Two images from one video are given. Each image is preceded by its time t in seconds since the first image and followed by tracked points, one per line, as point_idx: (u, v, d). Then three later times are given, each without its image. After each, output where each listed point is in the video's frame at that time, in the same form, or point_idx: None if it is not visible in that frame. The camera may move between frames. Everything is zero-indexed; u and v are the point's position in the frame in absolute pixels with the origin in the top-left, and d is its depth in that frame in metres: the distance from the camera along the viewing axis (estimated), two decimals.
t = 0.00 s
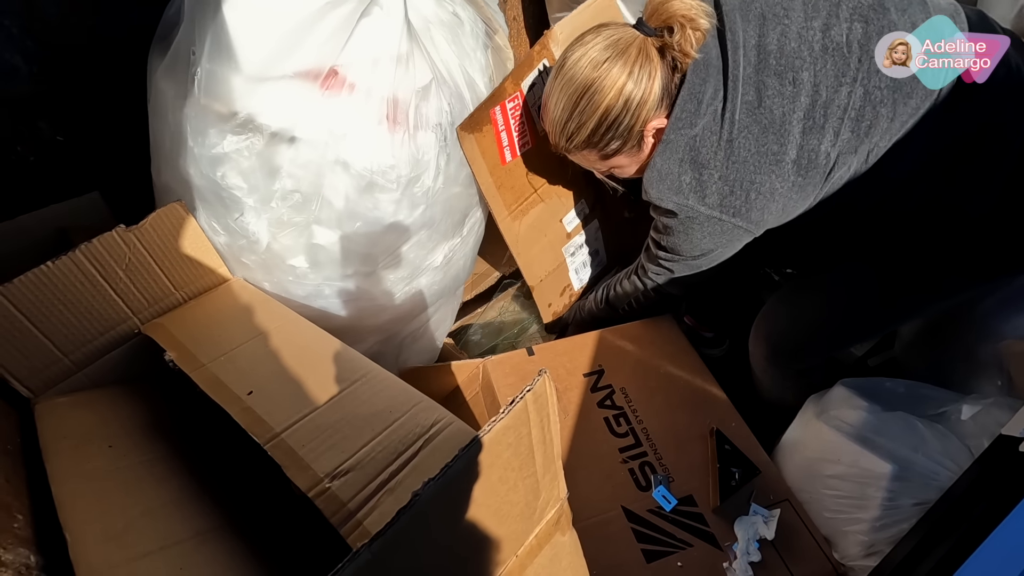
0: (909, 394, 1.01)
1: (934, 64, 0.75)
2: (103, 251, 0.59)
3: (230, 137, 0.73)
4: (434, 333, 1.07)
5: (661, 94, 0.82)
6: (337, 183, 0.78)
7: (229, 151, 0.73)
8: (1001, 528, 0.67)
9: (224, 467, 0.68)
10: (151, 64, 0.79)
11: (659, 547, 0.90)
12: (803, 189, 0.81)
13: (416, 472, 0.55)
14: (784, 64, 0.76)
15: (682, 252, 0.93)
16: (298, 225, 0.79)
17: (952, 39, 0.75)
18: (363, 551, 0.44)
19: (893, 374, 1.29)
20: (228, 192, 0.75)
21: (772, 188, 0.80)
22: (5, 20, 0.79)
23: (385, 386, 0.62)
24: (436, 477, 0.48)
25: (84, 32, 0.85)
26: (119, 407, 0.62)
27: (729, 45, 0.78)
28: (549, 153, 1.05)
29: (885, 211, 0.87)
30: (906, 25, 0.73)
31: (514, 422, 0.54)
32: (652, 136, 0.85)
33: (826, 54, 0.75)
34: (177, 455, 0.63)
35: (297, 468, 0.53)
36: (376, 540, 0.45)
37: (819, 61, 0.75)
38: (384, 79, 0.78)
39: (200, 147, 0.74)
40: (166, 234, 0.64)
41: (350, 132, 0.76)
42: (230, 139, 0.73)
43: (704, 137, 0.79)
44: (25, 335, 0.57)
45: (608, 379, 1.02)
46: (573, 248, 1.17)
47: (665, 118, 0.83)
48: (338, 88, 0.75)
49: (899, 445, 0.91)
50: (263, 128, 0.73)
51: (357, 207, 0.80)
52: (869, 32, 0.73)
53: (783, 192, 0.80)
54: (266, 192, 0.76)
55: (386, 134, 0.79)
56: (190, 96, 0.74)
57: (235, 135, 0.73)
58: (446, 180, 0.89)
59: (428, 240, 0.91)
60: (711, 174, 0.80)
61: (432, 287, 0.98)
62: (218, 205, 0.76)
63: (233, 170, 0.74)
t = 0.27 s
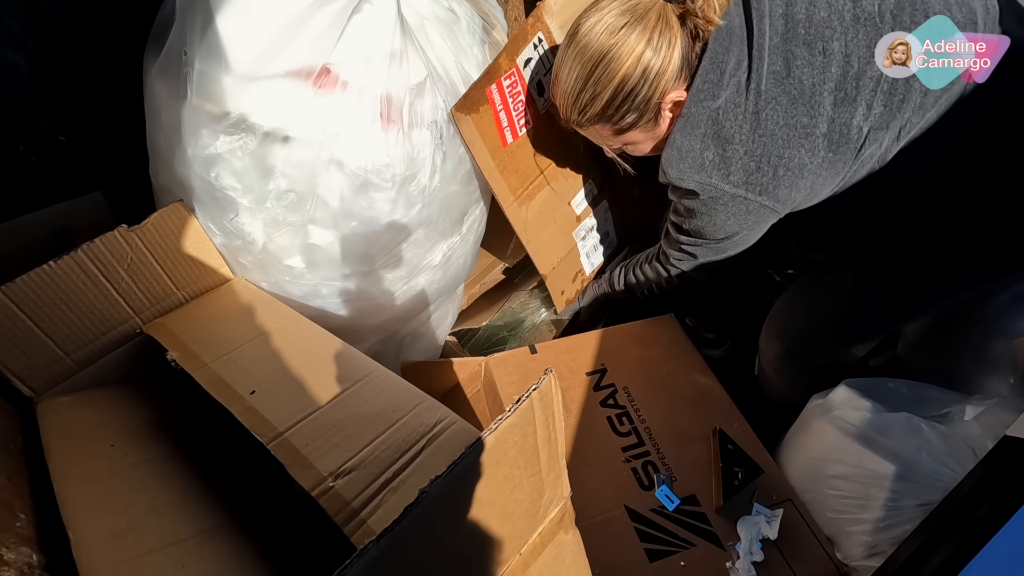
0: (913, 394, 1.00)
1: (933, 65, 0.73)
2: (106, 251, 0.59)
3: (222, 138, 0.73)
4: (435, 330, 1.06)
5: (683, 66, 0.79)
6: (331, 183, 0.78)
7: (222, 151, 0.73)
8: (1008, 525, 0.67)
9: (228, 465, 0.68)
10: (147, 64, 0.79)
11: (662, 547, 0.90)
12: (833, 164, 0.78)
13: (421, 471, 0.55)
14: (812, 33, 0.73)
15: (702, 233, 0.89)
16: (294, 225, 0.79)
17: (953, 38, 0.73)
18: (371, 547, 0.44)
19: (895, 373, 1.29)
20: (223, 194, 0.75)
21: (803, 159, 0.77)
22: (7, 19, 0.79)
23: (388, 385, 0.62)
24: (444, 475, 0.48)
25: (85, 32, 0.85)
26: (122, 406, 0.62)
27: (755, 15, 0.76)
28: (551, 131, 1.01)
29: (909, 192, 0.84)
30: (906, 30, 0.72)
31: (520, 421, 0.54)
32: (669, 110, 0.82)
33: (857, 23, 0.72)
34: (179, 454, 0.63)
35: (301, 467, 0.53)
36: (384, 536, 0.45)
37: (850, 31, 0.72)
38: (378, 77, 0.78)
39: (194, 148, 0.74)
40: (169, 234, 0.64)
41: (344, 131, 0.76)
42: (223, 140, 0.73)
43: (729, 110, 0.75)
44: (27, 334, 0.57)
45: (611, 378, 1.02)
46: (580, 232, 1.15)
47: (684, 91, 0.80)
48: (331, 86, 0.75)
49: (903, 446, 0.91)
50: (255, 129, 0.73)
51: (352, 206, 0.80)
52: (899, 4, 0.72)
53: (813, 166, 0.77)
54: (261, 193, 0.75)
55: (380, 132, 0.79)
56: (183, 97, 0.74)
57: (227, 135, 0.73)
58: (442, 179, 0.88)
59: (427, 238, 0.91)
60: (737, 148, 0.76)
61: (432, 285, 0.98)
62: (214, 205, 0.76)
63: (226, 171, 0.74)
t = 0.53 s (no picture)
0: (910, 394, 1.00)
1: (933, 65, 0.69)
2: (109, 252, 0.60)
3: (225, 140, 0.72)
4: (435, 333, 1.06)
5: None
6: (332, 186, 0.77)
7: (224, 154, 0.73)
8: (1008, 526, 0.68)
9: (229, 465, 0.68)
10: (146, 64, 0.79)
11: (660, 550, 0.90)
12: (863, 111, 0.71)
13: (425, 468, 0.55)
14: None
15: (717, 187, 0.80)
16: (297, 228, 0.79)
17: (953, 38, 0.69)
18: (380, 537, 0.45)
19: (894, 374, 1.30)
20: (225, 197, 0.75)
21: (830, 112, 0.70)
22: (10, 21, 0.78)
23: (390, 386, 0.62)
24: (451, 467, 0.48)
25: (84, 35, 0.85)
26: (125, 406, 0.62)
27: None
28: (551, 79, 0.98)
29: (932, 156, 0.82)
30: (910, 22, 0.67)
31: (526, 417, 0.54)
32: (691, 39, 0.73)
33: None
34: (180, 454, 0.63)
35: (305, 466, 0.53)
36: (392, 528, 0.46)
37: None
38: (379, 81, 0.78)
39: (196, 151, 0.73)
40: (172, 235, 0.64)
41: (345, 134, 0.76)
42: (225, 143, 0.72)
43: (756, 44, 0.68)
44: (30, 335, 0.57)
45: (607, 382, 1.03)
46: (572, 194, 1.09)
47: (709, 20, 0.71)
48: (333, 90, 0.75)
49: (901, 447, 0.92)
50: (258, 131, 0.73)
51: (354, 209, 0.80)
52: None
53: (843, 111, 0.70)
54: (263, 195, 0.75)
55: (382, 135, 0.79)
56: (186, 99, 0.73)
57: (230, 138, 0.72)
58: (444, 182, 0.88)
59: (427, 241, 0.91)
60: (763, 86, 0.68)
61: (432, 287, 0.98)
62: (215, 208, 0.76)
63: (229, 173, 0.74)
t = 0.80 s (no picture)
0: (906, 396, 1.02)
1: (932, 64, 0.69)
2: (116, 250, 0.60)
3: (260, 127, 0.75)
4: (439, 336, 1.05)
5: None
6: (359, 178, 0.79)
7: (257, 140, 0.75)
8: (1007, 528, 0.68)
9: (233, 463, 0.68)
10: (184, 60, 0.83)
11: (659, 552, 0.90)
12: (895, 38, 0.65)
13: (428, 467, 0.55)
14: None
15: (732, 125, 0.72)
16: (320, 218, 0.80)
17: (953, 38, 0.68)
18: (393, 535, 0.45)
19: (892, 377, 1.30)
20: (254, 181, 0.77)
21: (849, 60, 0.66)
22: (11, 22, 0.79)
23: (394, 384, 0.62)
24: (460, 466, 0.49)
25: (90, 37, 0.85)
26: (128, 403, 0.62)
27: None
28: (560, 30, 0.97)
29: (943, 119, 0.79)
30: (916, 22, 0.65)
31: (534, 417, 0.54)
32: None
33: None
34: (183, 452, 0.62)
35: (309, 463, 0.53)
36: (403, 526, 0.46)
37: None
38: (411, 81, 0.80)
39: (227, 135, 0.75)
40: (179, 234, 0.64)
41: (376, 131, 0.78)
42: (260, 129, 0.75)
43: None
44: (37, 330, 0.57)
45: (605, 385, 1.03)
46: (574, 159, 1.06)
47: None
48: (366, 86, 0.78)
49: (899, 447, 0.93)
50: (291, 121, 0.75)
51: (378, 202, 0.82)
52: None
53: (874, 35, 0.64)
54: (290, 185, 0.77)
55: (411, 131, 0.81)
56: (222, 84, 0.77)
57: (265, 125, 0.75)
58: (463, 181, 0.90)
59: (443, 238, 0.92)
60: None
61: (442, 287, 0.99)
62: (244, 194, 0.78)
63: (261, 160, 0.76)
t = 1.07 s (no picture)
0: (905, 395, 1.02)
1: (933, 64, 0.72)
2: (118, 250, 0.60)
3: (261, 133, 0.75)
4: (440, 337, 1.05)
5: None
6: (359, 181, 0.79)
7: (260, 145, 0.75)
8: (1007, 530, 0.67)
9: (233, 463, 0.68)
10: (187, 62, 0.83)
11: (661, 553, 0.90)
12: (881, 12, 0.66)
13: (428, 466, 0.55)
14: None
15: (723, 106, 0.72)
16: (323, 221, 0.80)
17: (953, 39, 0.70)
18: (392, 530, 0.45)
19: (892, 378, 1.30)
20: (257, 185, 0.77)
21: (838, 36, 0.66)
22: (11, 23, 0.79)
23: (394, 384, 0.63)
24: (461, 463, 0.49)
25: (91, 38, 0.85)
26: (128, 402, 0.62)
27: None
28: (537, 19, 0.99)
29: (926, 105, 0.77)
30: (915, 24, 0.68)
31: (533, 414, 0.54)
32: None
33: None
34: (183, 452, 0.62)
35: (310, 462, 0.53)
36: (404, 521, 0.46)
37: None
38: (413, 85, 0.81)
39: (230, 139, 0.75)
40: (180, 234, 0.64)
41: (374, 133, 0.78)
42: (261, 135, 0.75)
43: None
44: (39, 330, 0.57)
45: (606, 385, 1.03)
46: (559, 149, 1.06)
47: None
48: (367, 92, 0.77)
49: (901, 448, 0.92)
50: (293, 125, 0.75)
51: (379, 205, 0.82)
52: None
53: (860, 10, 0.65)
54: (293, 188, 0.77)
55: (412, 136, 0.82)
56: (223, 88, 0.76)
57: (266, 130, 0.74)
58: (464, 185, 0.91)
59: (444, 241, 0.93)
60: None
61: (442, 289, 0.99)
62: (246, 197, 0.78)
63: (263, 164, 0.76)
